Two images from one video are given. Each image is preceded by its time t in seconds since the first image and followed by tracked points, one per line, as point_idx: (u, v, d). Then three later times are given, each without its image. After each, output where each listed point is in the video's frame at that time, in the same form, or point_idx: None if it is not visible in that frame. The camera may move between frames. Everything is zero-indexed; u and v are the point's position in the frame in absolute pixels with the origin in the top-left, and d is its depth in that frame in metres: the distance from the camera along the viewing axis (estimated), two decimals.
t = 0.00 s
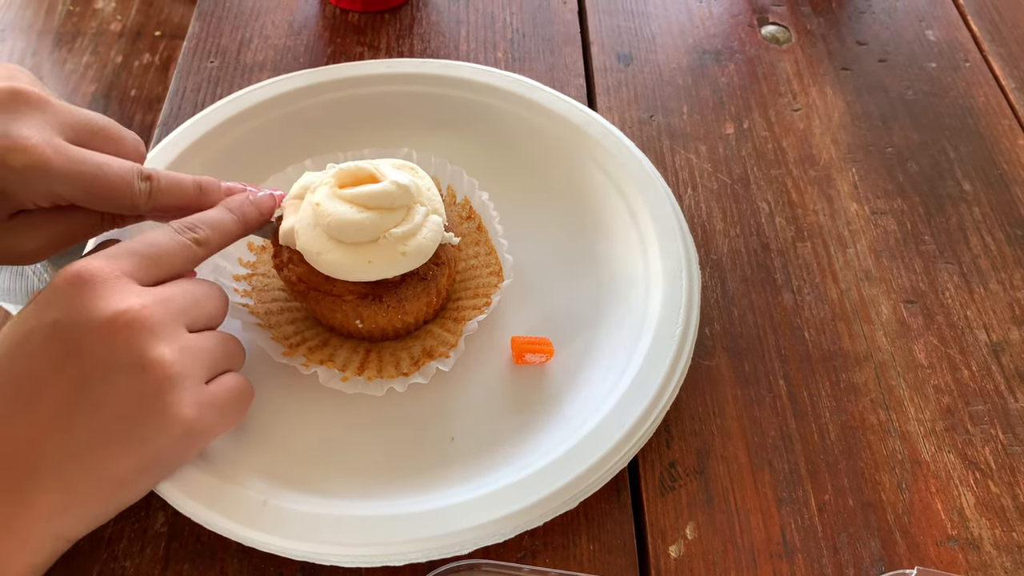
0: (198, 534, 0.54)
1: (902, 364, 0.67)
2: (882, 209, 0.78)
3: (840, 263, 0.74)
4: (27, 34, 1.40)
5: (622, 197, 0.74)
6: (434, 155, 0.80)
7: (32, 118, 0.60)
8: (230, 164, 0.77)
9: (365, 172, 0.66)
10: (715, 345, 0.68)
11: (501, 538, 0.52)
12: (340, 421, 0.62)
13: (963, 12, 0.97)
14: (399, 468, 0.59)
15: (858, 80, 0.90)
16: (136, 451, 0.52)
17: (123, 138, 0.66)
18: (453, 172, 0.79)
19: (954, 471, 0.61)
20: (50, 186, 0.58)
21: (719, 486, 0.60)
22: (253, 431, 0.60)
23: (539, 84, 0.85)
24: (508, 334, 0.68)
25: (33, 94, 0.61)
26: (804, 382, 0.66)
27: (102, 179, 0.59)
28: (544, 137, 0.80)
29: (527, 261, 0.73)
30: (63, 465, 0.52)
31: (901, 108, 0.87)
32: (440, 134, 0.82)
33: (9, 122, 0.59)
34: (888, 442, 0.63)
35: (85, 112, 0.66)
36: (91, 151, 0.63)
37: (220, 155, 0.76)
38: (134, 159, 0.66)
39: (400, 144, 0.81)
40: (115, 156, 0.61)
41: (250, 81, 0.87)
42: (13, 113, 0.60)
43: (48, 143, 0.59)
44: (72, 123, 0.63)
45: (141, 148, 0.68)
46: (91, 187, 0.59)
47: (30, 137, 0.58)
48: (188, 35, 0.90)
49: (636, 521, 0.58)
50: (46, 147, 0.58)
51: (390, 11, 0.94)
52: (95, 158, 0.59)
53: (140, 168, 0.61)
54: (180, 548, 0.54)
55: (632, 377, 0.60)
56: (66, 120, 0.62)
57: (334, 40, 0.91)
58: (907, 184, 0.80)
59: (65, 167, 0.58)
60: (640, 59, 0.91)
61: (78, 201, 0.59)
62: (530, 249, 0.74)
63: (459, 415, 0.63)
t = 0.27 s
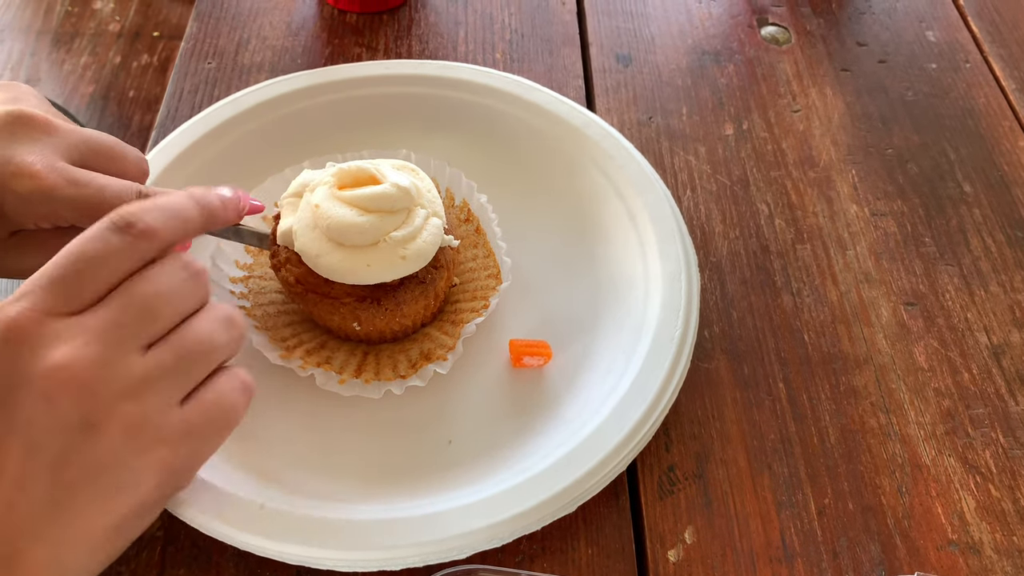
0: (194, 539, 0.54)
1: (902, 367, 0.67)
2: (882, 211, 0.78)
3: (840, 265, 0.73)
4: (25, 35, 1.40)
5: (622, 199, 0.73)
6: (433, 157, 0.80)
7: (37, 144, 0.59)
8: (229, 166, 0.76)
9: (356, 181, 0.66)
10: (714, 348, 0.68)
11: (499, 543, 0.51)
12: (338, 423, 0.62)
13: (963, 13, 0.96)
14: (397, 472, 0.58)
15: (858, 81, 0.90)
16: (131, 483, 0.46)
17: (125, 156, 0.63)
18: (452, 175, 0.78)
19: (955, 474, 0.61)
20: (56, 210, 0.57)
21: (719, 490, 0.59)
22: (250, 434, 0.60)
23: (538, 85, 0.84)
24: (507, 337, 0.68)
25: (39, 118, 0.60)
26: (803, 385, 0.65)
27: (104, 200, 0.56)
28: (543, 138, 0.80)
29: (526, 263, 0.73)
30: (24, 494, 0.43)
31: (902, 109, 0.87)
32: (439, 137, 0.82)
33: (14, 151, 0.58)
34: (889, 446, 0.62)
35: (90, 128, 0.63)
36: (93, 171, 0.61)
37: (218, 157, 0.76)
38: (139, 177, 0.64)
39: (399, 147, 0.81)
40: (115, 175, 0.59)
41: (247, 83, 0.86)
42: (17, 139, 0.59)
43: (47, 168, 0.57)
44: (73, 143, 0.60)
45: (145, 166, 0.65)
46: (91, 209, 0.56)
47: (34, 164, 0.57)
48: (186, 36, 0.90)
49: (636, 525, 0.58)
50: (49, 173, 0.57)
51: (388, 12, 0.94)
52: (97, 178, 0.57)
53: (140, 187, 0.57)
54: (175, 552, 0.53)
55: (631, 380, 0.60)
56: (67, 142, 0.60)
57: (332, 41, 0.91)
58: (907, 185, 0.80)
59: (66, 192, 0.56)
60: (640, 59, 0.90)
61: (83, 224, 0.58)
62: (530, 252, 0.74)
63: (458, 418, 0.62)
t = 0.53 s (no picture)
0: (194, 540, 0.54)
1: (903, 367, 0.67)
2: (883, 211, 0.78)
3: (840, 265, 0.73)
4: (23, 34, 1.40)
5: (622, 198, 0.73)
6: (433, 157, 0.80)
7: (35, 145, 0.60)
8: (229, 167, 0.76)
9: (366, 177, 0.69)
10: (715, 348, 0.67)
11: (499, 544, 0.52)
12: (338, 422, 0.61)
13: (964, 13, 0.96)
14: (399, 472, 0.58)
15: (859, 81, 0.90)
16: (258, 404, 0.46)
17: (125, 159, 0.64)
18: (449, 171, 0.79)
19: (956, 475, 0.61)
20: (56, 213, 0.59)
21: (719, 490, 0.59)
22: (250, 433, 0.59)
23: (538, 84, 0.84)
24: (507, 336, 0.68)
25: (41, 120, 0.62)
26: (804, 386, 0.65)
27: (103, 203, 0.58)
28: (544, 138, 0.79)
29: (528, 264, 0.73)
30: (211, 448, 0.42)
31: (903, 109, 0.87)
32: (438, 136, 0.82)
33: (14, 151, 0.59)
34: (889, 446, 0.62)
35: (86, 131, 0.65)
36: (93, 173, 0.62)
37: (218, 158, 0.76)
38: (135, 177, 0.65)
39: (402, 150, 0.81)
40: (116, 179, 0.61)
41: (247, 83, 0.86)
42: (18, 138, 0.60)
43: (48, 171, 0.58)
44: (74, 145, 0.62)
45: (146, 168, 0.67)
46: (89, 211, 0.58)
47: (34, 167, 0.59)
48: (185, 36, 0.90)
49: (636, 526, 0.58)
50: (50, 176, 0.58)
51: (388, 12, 0.94)
52: (97, 182, 0.59)
53: (138, 190, 0.60)
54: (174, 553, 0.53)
55: (632, 380, 0.60)
56: (68, 145, 0.61)
57: (331, 41, 0.91)
58: (908, 185, 0.80)
59: (65, 194, 0.58)
60: (640, 60, 0.90)
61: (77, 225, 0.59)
62: (530, 251, 0.74)
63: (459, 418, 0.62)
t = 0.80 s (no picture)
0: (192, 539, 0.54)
1: (901, 366, 0.67)
2: (881, 210, 0.78)
3: (839, 264, 0.73)
4: (23, 34, 1.40)
5: (621, 197, 0.73)
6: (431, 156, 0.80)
7: (40, 128, 0.61)
8: (226, 167, 0.76)
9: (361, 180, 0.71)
10: (713, 347, 0.67)
11: (496, 543, 0.52)
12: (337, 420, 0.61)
13: (963, 12, 0.96)
14: (397, 471, 0.58)
15: (857, 80, 0.90)
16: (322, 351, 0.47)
17: (126, 149, 0.64)
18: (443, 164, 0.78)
19: (954, 474, 0.61)
20: (54, 196, 0.59)
21: (718, 489, 0.59)
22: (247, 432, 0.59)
23: (537, 84, 0.84)
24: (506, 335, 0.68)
25: (46, 104, 0.63)
26: (802, 385, 0.65)
27: (101, 188, 0.58)
28: (543, 137, 0.79)
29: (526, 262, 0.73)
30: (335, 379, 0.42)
31: (901, 108, 0.87)
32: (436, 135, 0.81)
33: (17, 132, 0.60)
34: (887, 445, 0.62)
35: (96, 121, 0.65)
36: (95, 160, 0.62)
37: (215, 157, 0.76)
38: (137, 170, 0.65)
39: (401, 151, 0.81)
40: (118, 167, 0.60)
41: (246, 82, 0.86)
42: (22, 120, 0.61)
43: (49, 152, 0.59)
44: (78, 132, 0.62)
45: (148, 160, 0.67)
46: (87, 195, 0.58)
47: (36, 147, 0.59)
48: (184, 35, 0.90)
49: (634, 525, 0.58)
50: (49, 157, 0.58)
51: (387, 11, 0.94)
52: (98, 168, 0.59)
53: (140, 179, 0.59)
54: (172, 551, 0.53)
55: (630, 379, 0.60)
56: (73, 131, 0.62)
57: (330, 40, 0.91)
58: (906, 184, 0.80)
59: (65, 177, 0.58)
60: (638, 59, 0.90)
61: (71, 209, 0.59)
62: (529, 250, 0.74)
63: (457, 416, 0.62)
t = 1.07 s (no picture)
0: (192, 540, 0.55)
1: (899, 365, 0.67)
2: (879, 210, 0.78)
3: (837, 264, 0.74)
4: (23, 34, 1.41)
5: (620, 197, 0.73)
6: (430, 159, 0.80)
7: (50, 95, 0.61)
8: (226, 167, 0.77)
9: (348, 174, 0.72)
10: (712, 347, 0.68)
11: (495, 542, 0.52)
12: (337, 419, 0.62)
13: (961, 13, 0.96)
14: (397, 469, 0.58)
15: (856, 80, 0.90)
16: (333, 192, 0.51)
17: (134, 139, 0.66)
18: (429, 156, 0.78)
19: (951, 472, 0.61)
20: (62, 153, 0.57)
21: (716, 488, 0.59)
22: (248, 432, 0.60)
23: (536, 84, 0.84)
24: (505, 335, 0.68)
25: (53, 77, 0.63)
26: (801, 384, 0.65)
27: (114, 155, 0.58)
28: (542, 137, 0.80)
29: (525, 262, 0.73)
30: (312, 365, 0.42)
31: (899, 108, 0.87)
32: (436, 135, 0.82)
33: (26, 91, 0.59)
34: (885, 444, 0.62)
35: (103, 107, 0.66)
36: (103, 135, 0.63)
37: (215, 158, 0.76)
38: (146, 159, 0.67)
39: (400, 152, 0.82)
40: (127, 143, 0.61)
41: (246, 83, 0.86)
42: (33, 84, 0.60)
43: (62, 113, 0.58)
44: (86, 110, 0.63)
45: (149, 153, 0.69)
46: (99, 156, 0.57)
47: (46, 107, 0.58)
48: (184, 36, 0.90)
49: (632, 523, 0.58)
50: (68, 121, 0.57)
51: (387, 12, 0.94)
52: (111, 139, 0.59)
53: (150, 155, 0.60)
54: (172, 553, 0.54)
55: (630, 377, 0.60)
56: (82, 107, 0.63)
57: (330, 41, 0.91)
58: (904, 184, 0.80)
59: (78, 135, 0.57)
60: (637, 59, 0.91)
61: (77, 169, 0.58)
62: (529, 250, 0.74)
63: (457, 416, 0.62)
